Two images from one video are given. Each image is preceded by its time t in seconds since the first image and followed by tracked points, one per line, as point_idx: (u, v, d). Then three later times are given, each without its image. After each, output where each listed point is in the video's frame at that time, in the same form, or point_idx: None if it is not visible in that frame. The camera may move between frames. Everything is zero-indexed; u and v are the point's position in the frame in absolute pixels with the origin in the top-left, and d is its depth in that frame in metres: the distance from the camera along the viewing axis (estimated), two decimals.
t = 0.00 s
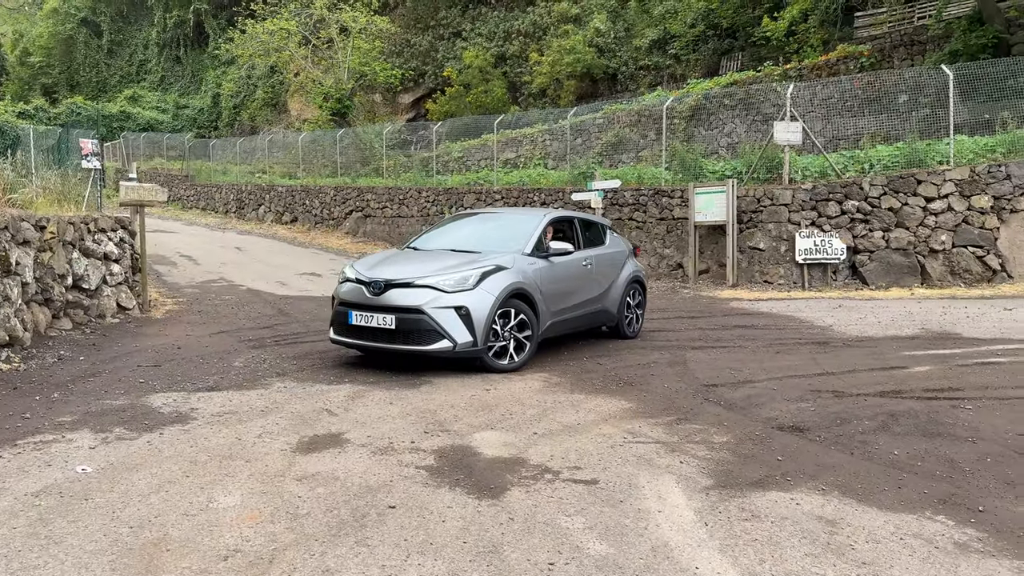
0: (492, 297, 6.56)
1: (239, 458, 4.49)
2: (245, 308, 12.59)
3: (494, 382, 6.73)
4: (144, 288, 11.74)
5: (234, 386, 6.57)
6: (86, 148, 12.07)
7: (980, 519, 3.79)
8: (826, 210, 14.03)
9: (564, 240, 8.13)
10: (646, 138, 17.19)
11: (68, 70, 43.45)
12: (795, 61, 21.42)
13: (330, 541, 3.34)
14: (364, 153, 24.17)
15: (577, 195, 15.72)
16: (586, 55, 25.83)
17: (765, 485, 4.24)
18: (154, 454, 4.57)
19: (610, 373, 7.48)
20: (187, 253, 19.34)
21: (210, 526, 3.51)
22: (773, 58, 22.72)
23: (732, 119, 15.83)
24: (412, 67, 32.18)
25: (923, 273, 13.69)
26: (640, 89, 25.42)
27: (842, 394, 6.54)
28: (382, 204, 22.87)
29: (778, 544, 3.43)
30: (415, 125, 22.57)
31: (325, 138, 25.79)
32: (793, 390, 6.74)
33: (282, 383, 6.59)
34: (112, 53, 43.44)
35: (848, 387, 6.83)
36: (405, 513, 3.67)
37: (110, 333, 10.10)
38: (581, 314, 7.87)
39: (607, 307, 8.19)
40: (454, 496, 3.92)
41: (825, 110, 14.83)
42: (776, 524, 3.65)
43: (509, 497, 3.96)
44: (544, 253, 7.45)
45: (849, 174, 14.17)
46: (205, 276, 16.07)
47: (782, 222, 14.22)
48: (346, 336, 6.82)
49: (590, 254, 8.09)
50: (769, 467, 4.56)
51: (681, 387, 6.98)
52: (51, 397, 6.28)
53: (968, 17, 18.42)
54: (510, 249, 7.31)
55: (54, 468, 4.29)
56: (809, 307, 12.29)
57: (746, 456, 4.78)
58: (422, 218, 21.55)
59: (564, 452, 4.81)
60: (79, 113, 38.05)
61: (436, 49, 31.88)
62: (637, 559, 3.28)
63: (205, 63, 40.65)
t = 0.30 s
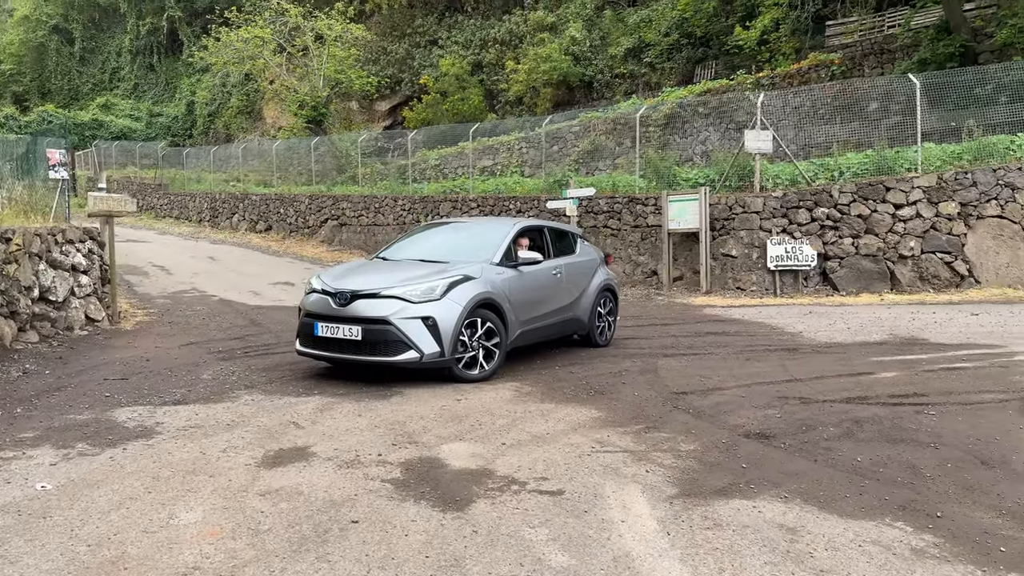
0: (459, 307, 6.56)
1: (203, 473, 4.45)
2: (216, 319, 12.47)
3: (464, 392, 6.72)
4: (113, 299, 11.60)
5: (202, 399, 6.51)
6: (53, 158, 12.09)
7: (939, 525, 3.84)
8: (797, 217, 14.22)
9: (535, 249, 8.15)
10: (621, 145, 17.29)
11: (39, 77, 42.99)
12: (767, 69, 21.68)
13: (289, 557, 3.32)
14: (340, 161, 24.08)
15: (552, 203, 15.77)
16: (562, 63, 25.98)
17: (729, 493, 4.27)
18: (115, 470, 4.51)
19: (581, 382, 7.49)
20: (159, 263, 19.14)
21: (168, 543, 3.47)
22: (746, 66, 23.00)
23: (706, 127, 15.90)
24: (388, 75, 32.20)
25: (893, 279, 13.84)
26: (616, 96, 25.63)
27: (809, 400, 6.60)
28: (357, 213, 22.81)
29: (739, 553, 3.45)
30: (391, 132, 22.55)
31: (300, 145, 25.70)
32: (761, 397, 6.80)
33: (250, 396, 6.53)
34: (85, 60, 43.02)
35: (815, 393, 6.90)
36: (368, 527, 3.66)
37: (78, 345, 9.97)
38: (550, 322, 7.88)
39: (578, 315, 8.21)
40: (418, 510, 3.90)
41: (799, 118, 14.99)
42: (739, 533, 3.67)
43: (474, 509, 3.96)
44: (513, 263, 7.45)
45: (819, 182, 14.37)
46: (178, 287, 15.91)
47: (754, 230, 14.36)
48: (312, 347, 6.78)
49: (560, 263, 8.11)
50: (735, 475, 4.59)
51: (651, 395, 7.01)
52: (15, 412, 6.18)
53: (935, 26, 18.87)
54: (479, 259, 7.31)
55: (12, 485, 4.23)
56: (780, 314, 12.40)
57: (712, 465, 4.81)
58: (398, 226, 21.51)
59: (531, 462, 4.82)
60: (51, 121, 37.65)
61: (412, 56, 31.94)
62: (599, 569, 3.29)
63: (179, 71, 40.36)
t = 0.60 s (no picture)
0: (416, 317, 6.59)
1: (161, 486, 4.45)
2: (190, 329, 12.41)
3: (431, 402, 6.74)
4: (85, 310, 11.50)
5: (167, 411, 6.49)
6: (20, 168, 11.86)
7: (884, 529, 3.91)
8: (769, 224, 14.38)
9: (500, 258, 8.20)
10: (601, 151, 17.28)
11: (18, 85, 42.69)
12: (744, 75, 21.88)
13: (238, 571, 3.33)
14: (320, 168, 24.04)
15: (529, 210, 15.82)
16: (542, 70, 26.11)
17: (683, 500, 4.32)
18: (72, 484, 4.50)
19: (549, 390, 7.53)
20: (135, 272, 19.02)
21: (119, 558, 3.48)
22: (723, 73, 23.21)
23: (684, 133, 16.09)
24: (369, 82, 32.20)
25: (864, 284, 14.00)
26: (596, 103, 25.75)
27: (771, 406, 6.68)
28: (336, 220, 22.79)
29: (686, 560, 3.50)
30: (370, 140, 22.55)
31: (279, 153, 25.63)
32: (725, 403, 6.87)
33: (215, 408, 6.52)
34: (63, 68, 42.74)
35: (779, 399, 6.98)
36: (321, 539, 3.68)
37: (47, 357, 9.88)
38: (514, 331, 7.92)
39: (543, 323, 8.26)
40: (372, 522, 3.93)
41: (773, 125, 15.08)
42: (687, 540, 3.73)
43: (428, 520, 3.99)
44: (475, 272, 7.50)
45: (790, 189, 14.55)
46: (153, 296, 15.84)
47: (727, 236, 14.50)
48: (269, 359, 6.78)
49: (524, 272, 8.16)
50: (690, 483, 4.64)
51: (617, 402, 7.07)
52: None
53: (907, 33, 19.10)
54: (440, 268, 7.35)
55: None
56: (752, 319, 12.51)
57: (669, 472, 4.87)
58: (377, 233, 21.50)
59: (490, 472, 4.85)
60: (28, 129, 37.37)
61: (393, 63, 31.97)
62: None
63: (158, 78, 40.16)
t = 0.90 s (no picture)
0: (375, 322, 6.58)
1: (130, 492, 4.46)
2: (175, 335, 12.40)
3: (407, 407, 6.76)
4: (70, 317, 11.48)
5: (143, 417, 6.50)
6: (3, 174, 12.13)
7: (845, 529, 3.95)
8: (753, 227, 14.42)
9: (470, 262, 8.24)
10: (591, 156, 17.27)
11: (10, 91, 42.69)
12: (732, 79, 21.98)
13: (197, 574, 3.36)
14: (311, 173, 24.06)
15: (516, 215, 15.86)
16: (532, 74, 26.17)
17: (648, 501, 4.36)
18: (43, 490, 4.51)
19: (527, 394, 7.56)
20: (124, 278, 18.99)
21: (81, 563, 3.49)
22: (712, 77, 23.31)
23: (673, 137, 16.01)
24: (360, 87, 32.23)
25: (848, 285, 14.07)
26: (586, 107, 25.82)
27: (746, 408, 6.73)
28: (326, 226, 22.83)
29: (645, 561, 3.53)
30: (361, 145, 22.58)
31: (269, 158, 25.64)
32: (701, 405, 6.92)
33: (192, 413, 6.53)
34: (55, 74, 42.74)
35: (755, 401, 7.02)
36: (283, 543, 3.70)
37: (29, 364, 9.87)
38: (483, 335, 7.94)
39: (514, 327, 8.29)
40: (337, 525, 3.95)
41: (761, 127, 15.18)
42: (648, 541, 3.76)
43: (394, 523, 4.02)
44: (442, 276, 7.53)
45: (775, 192, 14.59)
46: (140, 302, 15.83)
47: (711, 239, 14.56)
48: (229, 365, 6.79)
49: (495, 276, 8.19)
50: (658, 484, 4.68)
51: (594, 405, 7.10)
52: None
53: (894, 36, 19.23)
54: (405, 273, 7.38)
55: None
56: (736, 322, 12.56)
57: (638, 473, 4.90)
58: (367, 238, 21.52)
59: (460, 475, 4.88)
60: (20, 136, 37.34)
61: (384, 68, 32.00)
62: None
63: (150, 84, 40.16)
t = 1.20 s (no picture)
0: (341, 326, 6.53)
1: (116, 496, 4.45)
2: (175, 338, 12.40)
3: (398, 411, 6.74)
4: (69, 320, 11.48)
5: (133, 421, 6.49)
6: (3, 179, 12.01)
7: (830, 534, 3.92)
8: (753, 228, 14.36)
9: (450, 266, 8.21)
10: (593, 158, 17.18)
11: (17, 95, 42.88)
12: (735, 80, 21.93)
13: None
14: (315, 175, 24.11)
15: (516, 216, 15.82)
16: (534, 75, 26.18)
17: (632, 505, 4.33)
18: (29, 494, 4.50)
19: (520, 397, 7.53)
20: (127, 281, 19.03)
21: (59, 568, 3.48)
22: (714, 77, 23.28)
23: (676, 138, 15.78)
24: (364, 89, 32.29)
25: (849, 286, 14.00)
26: (589, 108, 25.80)
27: (740, 410, 6.69)
28: (328, 228, 22.86)
29: (626, 566, 3.50)
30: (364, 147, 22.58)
31: (273, 161, 25.68)
32: (695, 407, 6.88)
33: (182, 417, 6.53)
34: (62, 78, 42.93)
35: (750, 403, 6.98)
36: (263, 548, 3.69)
37: (27, 367, 9.87)
38: (461, 340, 7.90)
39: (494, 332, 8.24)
40: (319, 530, 3.93)
41: (764, 128, 15.09)
42: (630, 545, 3.73)
43: (376, 527, 4.00)
44: (416, 280, 7.49)
45: (775, 193, 14.53)
46: (142, 305, 15.85)
47: (711, 240, 14.51)
48: (195, 371, 6.77)
49: (475, 279, 8.15)
50: (644, 487, 4.65)
51: (587, 407, 7.07)
52: None
53: (897, 35, 19.16)
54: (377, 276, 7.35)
55: None
56: (735, 323, 12.51)
57: (626, 477, 4.87)
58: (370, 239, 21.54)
59: (447, 479, 4.86)
60: (27, 140, 37.52)
61: (388, 70, 32.05)
62: None
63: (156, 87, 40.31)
